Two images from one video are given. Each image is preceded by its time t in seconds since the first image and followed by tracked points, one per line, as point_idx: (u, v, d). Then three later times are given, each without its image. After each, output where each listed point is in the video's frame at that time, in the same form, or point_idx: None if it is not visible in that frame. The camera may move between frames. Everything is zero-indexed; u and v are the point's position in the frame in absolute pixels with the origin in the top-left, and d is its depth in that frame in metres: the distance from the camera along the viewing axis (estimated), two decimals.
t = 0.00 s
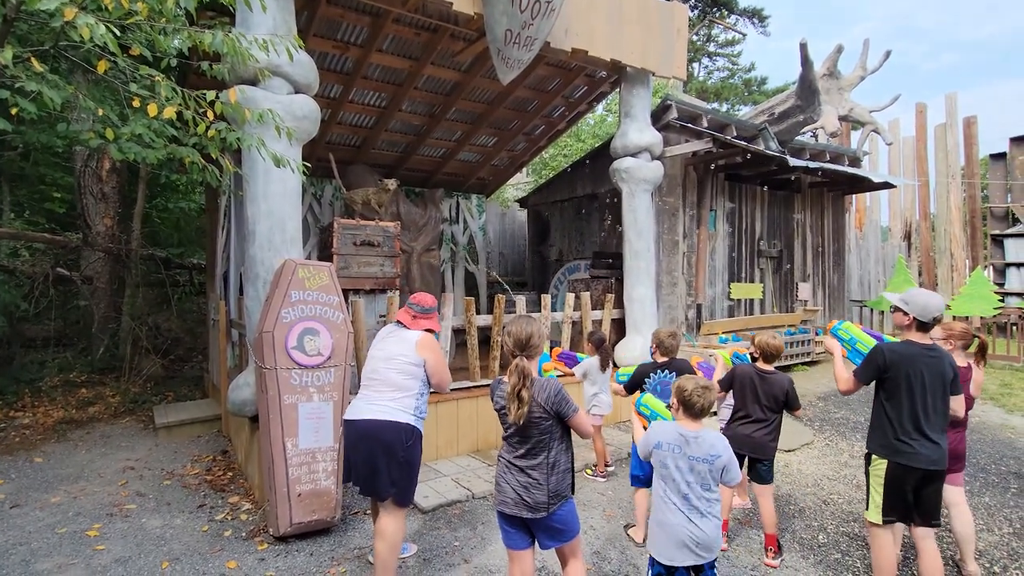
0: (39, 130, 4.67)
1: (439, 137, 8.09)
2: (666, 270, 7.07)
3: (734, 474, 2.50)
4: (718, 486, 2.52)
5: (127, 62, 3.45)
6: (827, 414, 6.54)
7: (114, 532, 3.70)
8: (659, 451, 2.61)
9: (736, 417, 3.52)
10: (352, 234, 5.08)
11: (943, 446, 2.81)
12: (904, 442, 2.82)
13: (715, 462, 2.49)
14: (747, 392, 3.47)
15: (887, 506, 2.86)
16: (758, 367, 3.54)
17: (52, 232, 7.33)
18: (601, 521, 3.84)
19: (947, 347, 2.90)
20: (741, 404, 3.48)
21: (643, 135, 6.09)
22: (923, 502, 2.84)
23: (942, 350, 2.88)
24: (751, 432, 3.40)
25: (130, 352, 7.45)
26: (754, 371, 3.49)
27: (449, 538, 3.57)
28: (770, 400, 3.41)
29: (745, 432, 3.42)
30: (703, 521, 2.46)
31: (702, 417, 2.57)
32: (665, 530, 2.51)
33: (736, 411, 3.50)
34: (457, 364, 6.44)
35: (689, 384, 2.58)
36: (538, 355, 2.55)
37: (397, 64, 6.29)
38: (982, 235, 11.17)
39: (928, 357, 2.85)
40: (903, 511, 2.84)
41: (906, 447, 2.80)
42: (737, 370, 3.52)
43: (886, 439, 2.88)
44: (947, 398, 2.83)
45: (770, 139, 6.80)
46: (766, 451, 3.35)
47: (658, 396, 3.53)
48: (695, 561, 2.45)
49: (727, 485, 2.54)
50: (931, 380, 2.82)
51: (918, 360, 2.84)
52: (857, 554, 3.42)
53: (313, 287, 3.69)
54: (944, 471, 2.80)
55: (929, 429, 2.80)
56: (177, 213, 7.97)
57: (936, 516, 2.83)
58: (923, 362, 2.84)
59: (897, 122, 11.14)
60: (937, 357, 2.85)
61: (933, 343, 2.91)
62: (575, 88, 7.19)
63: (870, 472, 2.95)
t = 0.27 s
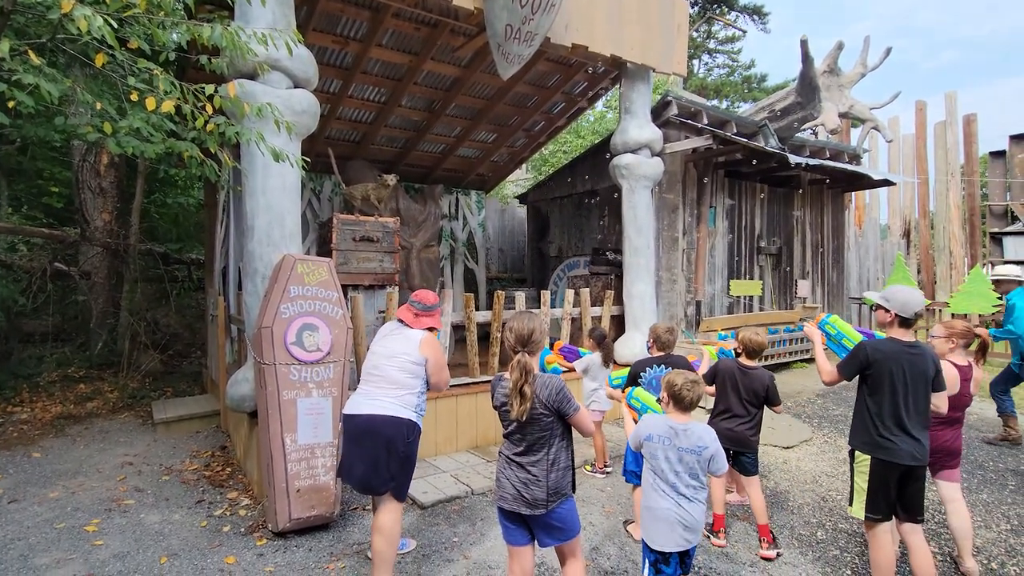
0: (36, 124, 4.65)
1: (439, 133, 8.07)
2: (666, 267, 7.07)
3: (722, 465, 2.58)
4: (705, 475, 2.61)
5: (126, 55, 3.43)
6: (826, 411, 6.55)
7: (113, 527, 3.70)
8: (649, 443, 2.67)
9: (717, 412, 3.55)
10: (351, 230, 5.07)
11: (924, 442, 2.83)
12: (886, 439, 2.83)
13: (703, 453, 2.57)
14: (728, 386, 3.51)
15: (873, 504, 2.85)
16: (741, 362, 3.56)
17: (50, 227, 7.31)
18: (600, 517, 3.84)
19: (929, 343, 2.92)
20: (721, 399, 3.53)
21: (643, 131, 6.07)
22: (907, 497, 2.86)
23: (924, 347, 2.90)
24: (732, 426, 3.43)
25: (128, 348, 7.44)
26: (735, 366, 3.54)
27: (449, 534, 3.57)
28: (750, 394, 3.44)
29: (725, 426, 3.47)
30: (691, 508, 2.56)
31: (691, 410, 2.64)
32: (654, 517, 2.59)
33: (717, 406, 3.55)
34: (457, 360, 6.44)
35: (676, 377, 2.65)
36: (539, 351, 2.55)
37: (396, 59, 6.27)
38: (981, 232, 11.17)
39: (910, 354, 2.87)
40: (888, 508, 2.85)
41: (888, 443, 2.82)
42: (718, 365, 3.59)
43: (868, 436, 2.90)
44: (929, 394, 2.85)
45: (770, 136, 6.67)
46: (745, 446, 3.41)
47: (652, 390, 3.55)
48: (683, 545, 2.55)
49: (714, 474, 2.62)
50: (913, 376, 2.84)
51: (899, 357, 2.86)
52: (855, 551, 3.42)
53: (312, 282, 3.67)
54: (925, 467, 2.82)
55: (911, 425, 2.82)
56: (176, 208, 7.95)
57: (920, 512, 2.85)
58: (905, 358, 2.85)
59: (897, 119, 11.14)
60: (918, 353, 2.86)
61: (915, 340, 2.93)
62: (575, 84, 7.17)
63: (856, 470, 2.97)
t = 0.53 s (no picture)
0: (37, 123, 4.65)
1: (439, 132, 8.06)
2: (666, 267, 7.07)
3: (716, 456, 2.74)
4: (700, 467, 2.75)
5: (126, 54, 3.42)
6: (825, 411, 6.55)
7: (114, 526, 3.70)
8: (649, 435, 2.78)
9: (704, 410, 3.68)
10: (352, 230, 5.08)
11: (914, 441, 2.85)
12: (877, 439, 2.85)
13: (700, 445, 2.72)
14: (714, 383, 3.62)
15: (868, 504, 2.86)
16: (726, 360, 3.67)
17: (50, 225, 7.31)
18: (601, 517, 3.84)
19: (918, 343, 2.93)
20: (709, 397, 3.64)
21: (644, 131, 6.08)
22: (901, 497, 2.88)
23: (913, 347, 2.91)
24: (719, 423, 3.56)
25: (128, 347, 7.44)
26: (719, 364, 3.65)
27: (449, 533, 3.57)
28: (736, 394, 3.55)
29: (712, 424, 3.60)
30: (686, 498, 2.68)
31: (689, 404, 2.78)
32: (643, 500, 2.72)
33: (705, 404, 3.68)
34: (456, 360, 6.44)
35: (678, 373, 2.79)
36: (541, 350, 2.55)
37: (397, 58, 6.27)
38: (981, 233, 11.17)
39: (898, 355, 2.88)
40: (883, 509, 2.85)
41: (879, 444, 2.83)
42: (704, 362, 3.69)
43: (858, 436, 2.92)
44: (918, 394, 2.87)
45: (770, 136, 6.64)
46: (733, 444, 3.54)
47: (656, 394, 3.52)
48: (677, 533, 2.66)
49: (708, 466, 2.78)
50: (901, 377, 2.85)
51: (888, 358, 2.87)
52: (854, 551, 3.42)
53: (312, 282, 3.67)
54: (916, 467, 2.84)
55: (901, 425, 2.83)
56: (176, 207, 7.94)
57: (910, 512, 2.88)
58: (893, 359, 2.87)
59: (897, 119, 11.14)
60: (907, 354, 2.88)
61: (904, 341, 2.94)
62: (576, 84, 7.17)
63: (850, 473, 2.97)
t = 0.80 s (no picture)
0: (37, 123, 4.64)
1: (439, 132, 8.06)
2: (666, 267, 7.08)
3: (703, 449, 2.83)
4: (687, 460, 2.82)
5: (126, 54, 3.42)
6: (825, 411, 6.55)
7: (114, 526, 3.70)
8: (638, 430, 2.85)
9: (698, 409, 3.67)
10: (352, 230, 5.08)
11: (910, 441, 2.86)
12: (873, 440, 2.85)
13: (688, 439, 2.80)
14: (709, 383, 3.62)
15: (868, 505, 2.85)
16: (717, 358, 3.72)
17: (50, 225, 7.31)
18: (601, 517, 3.84)
19: (912, 343, 2.94)
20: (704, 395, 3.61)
21: (644, 131, 6.07)
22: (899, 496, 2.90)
23: (906, 347, 2.92)
24: (717, 422, 3.57)
25: (128, 347, 7.43)
26: (712, 362, 3.66)
27: (449, 533, 3.57)
28: (734, 390, 3.58)
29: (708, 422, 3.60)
30: (675, 491, 2.74)
31: (677, 399, 2.85)
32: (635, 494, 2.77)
33: (697, 402, 3.64)
34: (456, 360, 6.44)
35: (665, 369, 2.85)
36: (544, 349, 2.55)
37: (397, 58, 6.26)
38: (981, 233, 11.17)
39: (892, 354, 2.89)
40: (882, 509, 2.84)
41: (875, 445, 2.84)
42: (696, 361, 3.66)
43: (855, 437, 2.92)
44: (913, 394, 2.88)
45: (770, 137, 6.65)
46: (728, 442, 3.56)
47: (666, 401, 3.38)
48: (667, 525, 2.72)
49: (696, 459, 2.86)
50: (895, 377, 2.87)
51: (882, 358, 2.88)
52: (855, 551, 3.42)
53: (313, 282, 3.67)
54: (912, 467, 2.85)
55: (897, 425, 2.84)
56: (176, 207, 7.93)
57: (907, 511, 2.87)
58: (887, 359, 2.88)
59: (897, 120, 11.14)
60: (901, 354, 2.89)
61: (898, 341, 2.95)
62: (576, 84, 7.17)
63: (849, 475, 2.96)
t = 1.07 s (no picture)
0: (36, 123, 4.64)
1: (439, 132, 8.06)
2: (666, 267, 7.09)
3: (681, 443, 2.85)
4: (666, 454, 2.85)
5: (126, 54, 3.42)
6: (824, 411, 6.55)
7: (114, 526, 3.70)
8: (618, 424, 2.88)
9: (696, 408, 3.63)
10: (352, 230, 5.08)
11: (908, 440, 2.88)
12: (874, 439, 2.86)
13: (664, 434, 2.81)
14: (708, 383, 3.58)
15: (870, 504, 2.85)
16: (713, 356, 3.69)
17: (49, 225, 7.31)
18: (602, 516, 3.84)
19: (906, 342, 2.97)
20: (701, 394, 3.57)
21: (644, 131, 6.08)
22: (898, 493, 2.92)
23: (902, 346, 2.95)
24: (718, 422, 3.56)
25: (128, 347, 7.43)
26: (709, 361, 3.63)
27: (449, 533, 3.57)
28: (732, 388, 3.57)
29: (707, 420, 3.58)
30: (654, 484, 2.78)
31: (656, 395, 2.87)
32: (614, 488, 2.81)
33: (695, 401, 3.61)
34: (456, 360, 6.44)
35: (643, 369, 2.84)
36: (546, 348, 2.57)
37: (396, 58, 6.26)
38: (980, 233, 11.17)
39: (889, 353, 2.91)
40: (883, 508, 2.85)
41: (876, 444, 2.84)
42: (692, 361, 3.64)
43: (854, 437, 2.93)
44: (909, 393, 2.91)
45: (770, 137, 6.66)
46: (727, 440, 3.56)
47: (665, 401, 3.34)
48: (646, 518, 2.76)
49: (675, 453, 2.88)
50: (893, 375, 2.88)
51: (880, 357, 2.90)
52: (855, 551, 3.42)
53: (313, 282, 3.67)
54: (910, 466, 2.87)
55: (896, 424, 2.86)
56: (176, 207, 7.93)
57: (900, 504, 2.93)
58: (884, 359, 2.90)
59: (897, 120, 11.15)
60: (897, 353, 2.91)
61: (893, 339, 2.98)
62: (576, 84, 7.16)
63: (848, 475, 2.96)
